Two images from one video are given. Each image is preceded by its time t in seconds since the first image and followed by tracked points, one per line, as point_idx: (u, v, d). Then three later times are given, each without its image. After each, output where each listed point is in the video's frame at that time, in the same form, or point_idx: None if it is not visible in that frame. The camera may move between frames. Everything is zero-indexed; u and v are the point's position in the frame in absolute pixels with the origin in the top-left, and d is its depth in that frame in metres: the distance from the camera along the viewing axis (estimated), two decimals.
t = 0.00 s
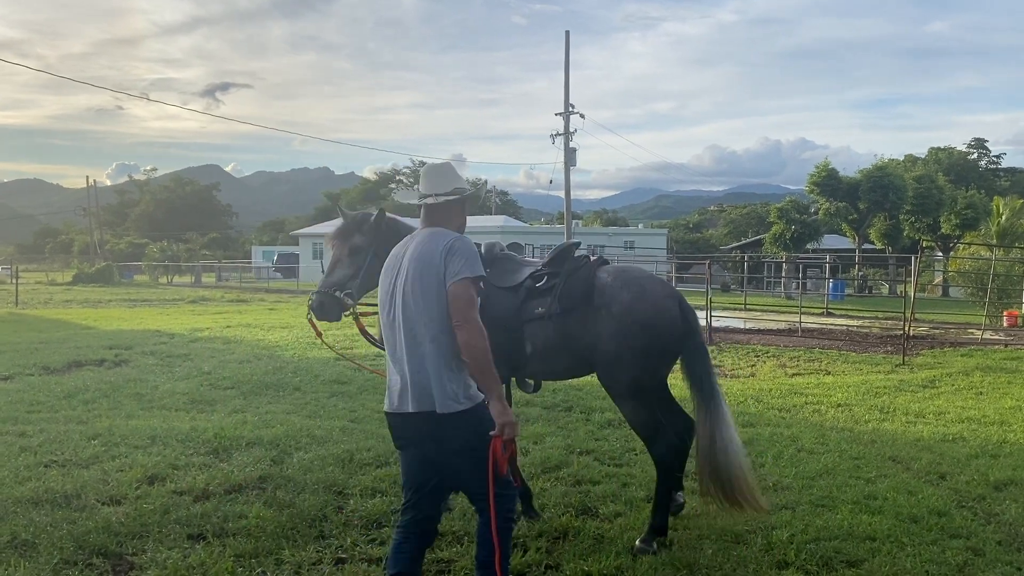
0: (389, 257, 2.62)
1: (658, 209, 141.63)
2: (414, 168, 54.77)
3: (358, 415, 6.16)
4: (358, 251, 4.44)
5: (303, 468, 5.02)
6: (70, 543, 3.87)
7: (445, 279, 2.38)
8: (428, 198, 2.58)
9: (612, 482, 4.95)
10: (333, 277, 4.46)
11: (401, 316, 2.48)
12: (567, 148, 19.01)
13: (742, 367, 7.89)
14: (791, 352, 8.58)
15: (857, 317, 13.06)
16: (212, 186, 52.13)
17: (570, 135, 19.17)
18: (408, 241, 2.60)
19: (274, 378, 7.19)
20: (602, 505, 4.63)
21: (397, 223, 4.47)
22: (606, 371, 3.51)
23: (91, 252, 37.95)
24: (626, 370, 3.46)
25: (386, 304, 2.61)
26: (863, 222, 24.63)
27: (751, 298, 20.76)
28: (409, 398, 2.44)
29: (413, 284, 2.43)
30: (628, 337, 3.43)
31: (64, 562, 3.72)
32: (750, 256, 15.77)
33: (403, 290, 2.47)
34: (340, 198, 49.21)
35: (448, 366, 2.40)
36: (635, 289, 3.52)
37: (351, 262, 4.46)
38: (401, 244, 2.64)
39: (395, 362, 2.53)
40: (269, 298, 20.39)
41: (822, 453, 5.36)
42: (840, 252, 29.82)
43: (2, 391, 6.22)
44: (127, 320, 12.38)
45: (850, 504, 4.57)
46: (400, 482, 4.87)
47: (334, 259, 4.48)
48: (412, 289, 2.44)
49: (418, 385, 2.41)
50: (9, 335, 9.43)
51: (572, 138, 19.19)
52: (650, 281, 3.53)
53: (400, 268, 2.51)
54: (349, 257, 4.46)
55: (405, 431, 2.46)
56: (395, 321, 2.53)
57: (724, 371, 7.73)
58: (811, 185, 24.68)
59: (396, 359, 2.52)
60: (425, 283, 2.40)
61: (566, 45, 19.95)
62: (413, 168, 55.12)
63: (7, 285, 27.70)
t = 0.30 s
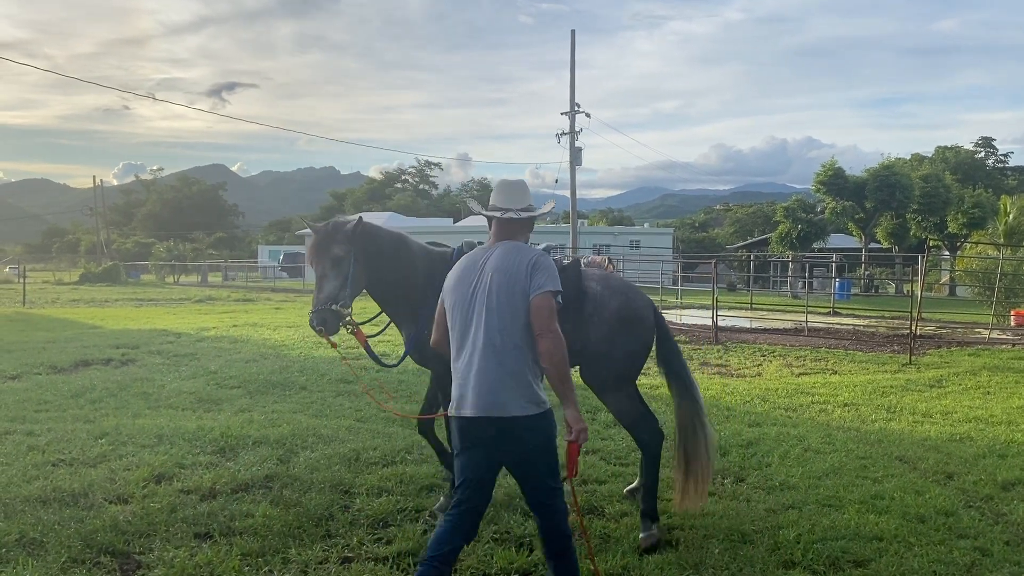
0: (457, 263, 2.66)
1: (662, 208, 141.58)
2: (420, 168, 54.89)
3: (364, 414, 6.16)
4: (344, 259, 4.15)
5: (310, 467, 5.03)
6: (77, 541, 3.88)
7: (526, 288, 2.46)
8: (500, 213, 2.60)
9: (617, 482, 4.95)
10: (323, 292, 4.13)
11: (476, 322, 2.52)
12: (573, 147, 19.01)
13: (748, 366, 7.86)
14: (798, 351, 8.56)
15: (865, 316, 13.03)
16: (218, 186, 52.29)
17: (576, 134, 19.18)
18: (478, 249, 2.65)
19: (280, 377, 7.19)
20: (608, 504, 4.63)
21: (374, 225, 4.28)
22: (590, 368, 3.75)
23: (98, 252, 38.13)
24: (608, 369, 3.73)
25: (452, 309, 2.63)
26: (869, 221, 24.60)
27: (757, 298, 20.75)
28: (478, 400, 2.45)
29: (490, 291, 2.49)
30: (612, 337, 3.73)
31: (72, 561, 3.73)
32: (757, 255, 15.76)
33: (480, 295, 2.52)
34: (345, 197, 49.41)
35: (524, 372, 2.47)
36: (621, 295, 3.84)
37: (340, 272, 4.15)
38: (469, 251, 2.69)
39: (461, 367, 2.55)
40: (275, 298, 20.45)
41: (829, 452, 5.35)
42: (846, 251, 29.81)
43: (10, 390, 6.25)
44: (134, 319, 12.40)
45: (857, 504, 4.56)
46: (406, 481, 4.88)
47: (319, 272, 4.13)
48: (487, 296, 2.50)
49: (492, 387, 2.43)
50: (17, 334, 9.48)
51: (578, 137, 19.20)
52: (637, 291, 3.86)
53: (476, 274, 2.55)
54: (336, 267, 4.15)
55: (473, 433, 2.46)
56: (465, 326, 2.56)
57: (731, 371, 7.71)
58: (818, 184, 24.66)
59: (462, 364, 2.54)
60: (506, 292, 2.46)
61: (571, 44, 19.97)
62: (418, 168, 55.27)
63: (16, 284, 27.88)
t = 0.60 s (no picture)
0: (512, 263, 2.85)
1: (670, 208, 141.35)
2: (429, 167, 55.00)
3: (373, 414, 6.18)
4: (329, 254, 4.12)
5: (319, 466, 5.04)
6: (88, 539, 3.90)
7: (592, 286, 2.78)
8: (556, 208, 2.81)
9: (626, 482, 4.95)
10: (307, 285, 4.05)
11: (545, 321, 2.77)
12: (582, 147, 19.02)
13: (757, 366, 7.84)
14: (807, 351, 8.53)
15: (876, 316, 12.98)
16: (227, 185, 52.53)
17: (585, 134, 19.18)
18: (531, 249, 2.86)
19: (289, 376, 7.21)
20: (617, 504, 4.63)
21: (357, 224, 4.31)
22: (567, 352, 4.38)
23: (110, 252, 38.37)
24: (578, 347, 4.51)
25: (512, 307, 2.85)
26: (880, 221, 24.50)
27: (767, 297, 20.73)
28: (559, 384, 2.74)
29: (558, 291, 2.76)
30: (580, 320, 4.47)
31: (82, 559, 3.75)
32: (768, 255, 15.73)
33: (553, 295, 2.76)
34: (354, 197, 49.56)
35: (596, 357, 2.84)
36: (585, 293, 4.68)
37: (325, 266, 4.11)
38: (519, 251, 2.88)
39: (536, 358, 2.78)
40: (284, 297, 20.52)
41: (838, 453, 5.33)
42: (856, 250, 29.72)
43: (22, 389, 6.30)
44: (145, 318, 12.47)
45: (867, 505, 4.54)
46: (415, 480, 4.89)
47: (305, 265, 4.05)
48: (555, 296, 2.76)
49: (567, 376, 2.75)
50: (30, 333, 9.55)
51: (587, 137, 19.21)
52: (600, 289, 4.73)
53: (540, 276, 2.79)
54: (321, 261, 4.10)
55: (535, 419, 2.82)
56: (532, 321, 2.81)
57: (740, 371, 7.70)
58: (828, 183, 24.58)
59: (531, 358, 2.80)
60: (579, 291, 2.76)
61: (581, 44, 19.98)
62: (427, 167, 55.37)
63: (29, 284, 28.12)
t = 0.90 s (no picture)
0: (546, 271, 2.97)
1: (680, 208, 141.02)
2: (441, 167, 55.11)
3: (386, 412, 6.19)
4: (301, 251, 3.93)
5: (331, 464, 5.06)
6: (103, 536, 3.92)
7: (616, 284, 3.05)
8: (572, 218, 3.01)
9: (639, 482, 4.93)
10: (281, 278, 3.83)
11: (582, 320, 2.95)
12: (595, 146, 19.00)
13: (771, 366, 7.80)
14: (822, 351, 8.48)
15: (892, 317, 12.90)
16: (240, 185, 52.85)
17: (599, 133, 19.15)
18: (555, 257, 3.01)
19: (301, 375, 7.24)
20: (630, 504, 4.61)
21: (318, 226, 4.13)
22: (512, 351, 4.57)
23: (125, 250, 38.68)
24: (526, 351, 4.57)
25: (547, 312, 2.98)
26: (895, 221, 24.32)
27: (780, 297, 20.64)
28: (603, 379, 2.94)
29: (592, 292, 2.96)
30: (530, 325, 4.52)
31: (97, 555, 3.77)
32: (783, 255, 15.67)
33: (589, 297, 2.96)
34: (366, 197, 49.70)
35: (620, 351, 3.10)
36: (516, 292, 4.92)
37: (298, 263, 3.91)
38: (542, 261, 3.01)
39: (579, 358, 2.94)
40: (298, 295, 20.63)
41: (852, 453, 5.29)
42: (871, 251, 29.54)
43: (38, 386, 6.35)
44: (160, 316, 12.54)
45: (881, 506, 4.50)
46: (426, 479, 4.89)
47: (282, 260, 3.83)
48: (590, 298, 2.96)
49: (608, 369, 2.96)
50: (47, 331, 9.64)
51: (600, 136, 19.19)
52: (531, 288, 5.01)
53: (573, 281, 2.96)
54: (294, 257, 3.90)
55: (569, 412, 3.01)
56: (569, 324, 2.96)
57: (754, 371, 7.66)
58: (842, 183, 24.42)
59: (570, 359, 2.94)
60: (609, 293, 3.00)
61: (595, 44, 19.97)
62: (439, 167, 55.47)
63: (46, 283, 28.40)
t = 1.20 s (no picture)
0: (572, 265, 3.39)
1: (694, 209, 140.43)
2: (458, 167, 55.18)
3: (403, 412, 6.21)
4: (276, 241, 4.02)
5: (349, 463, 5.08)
6: (124, 532, 3.96)
7: (623, 279, 3.59)
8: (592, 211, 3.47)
9: (657, 483, 4.91)
10: (283, 262, 4.03)
11: (601, 311, 3.44)
12: (613, 146, 18.97)
13: (789, 368, 7.75)
14: (841, 353, 8.42)
15: (914, 318, 12.77)
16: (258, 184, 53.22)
17: (616, 133, 19.13)
18: (577, 254, 3.43)
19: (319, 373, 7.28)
20: (647, 505, 4.59)
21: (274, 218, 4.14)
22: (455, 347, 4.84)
23: (144, 250, 39.08)
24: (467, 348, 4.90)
25: (572, 303, 3.40)
26: (916, 222, 24.07)
27: (799, 298, 20.51)
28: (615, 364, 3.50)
29: (608, 286, 3.47)
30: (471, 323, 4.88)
31: (118, 551, 3.81)
32: (803, 256, 15.57)
33: (608, 291, 3.47)
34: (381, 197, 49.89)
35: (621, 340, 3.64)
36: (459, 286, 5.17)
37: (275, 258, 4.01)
38: (568, 256, 3.41)
39: (598, 345, 3.44)
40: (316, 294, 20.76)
41: (872, 456, 5.25)
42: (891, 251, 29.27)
43: (61, 384, 6.42)
44: (181, 315, 12.66)
45: (901, 509, 4.47)
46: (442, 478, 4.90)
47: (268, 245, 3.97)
48: (606, 292, 3.46)
49: (617, 351, 3.52)
50: (70, 329, 9.75)
51: (618, 136, 19.16)
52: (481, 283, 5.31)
53: (594, 276, 3.42)
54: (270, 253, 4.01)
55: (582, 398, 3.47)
56: (591, 314, 3.42)
57: (772, 372, 7.61)
58: (862, 183, 24.20)
59: (590, 345, 3.42)
60: (620, 288, 3.53)
61: (613, 44, 19.94)
62: (455, 167, 55.56)
63: (68, 281, 28.72)
